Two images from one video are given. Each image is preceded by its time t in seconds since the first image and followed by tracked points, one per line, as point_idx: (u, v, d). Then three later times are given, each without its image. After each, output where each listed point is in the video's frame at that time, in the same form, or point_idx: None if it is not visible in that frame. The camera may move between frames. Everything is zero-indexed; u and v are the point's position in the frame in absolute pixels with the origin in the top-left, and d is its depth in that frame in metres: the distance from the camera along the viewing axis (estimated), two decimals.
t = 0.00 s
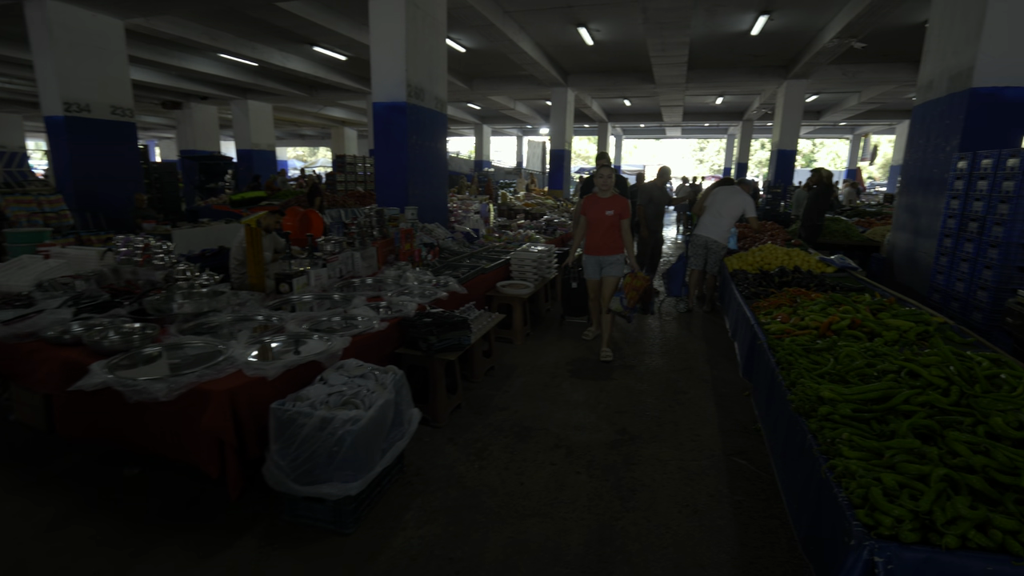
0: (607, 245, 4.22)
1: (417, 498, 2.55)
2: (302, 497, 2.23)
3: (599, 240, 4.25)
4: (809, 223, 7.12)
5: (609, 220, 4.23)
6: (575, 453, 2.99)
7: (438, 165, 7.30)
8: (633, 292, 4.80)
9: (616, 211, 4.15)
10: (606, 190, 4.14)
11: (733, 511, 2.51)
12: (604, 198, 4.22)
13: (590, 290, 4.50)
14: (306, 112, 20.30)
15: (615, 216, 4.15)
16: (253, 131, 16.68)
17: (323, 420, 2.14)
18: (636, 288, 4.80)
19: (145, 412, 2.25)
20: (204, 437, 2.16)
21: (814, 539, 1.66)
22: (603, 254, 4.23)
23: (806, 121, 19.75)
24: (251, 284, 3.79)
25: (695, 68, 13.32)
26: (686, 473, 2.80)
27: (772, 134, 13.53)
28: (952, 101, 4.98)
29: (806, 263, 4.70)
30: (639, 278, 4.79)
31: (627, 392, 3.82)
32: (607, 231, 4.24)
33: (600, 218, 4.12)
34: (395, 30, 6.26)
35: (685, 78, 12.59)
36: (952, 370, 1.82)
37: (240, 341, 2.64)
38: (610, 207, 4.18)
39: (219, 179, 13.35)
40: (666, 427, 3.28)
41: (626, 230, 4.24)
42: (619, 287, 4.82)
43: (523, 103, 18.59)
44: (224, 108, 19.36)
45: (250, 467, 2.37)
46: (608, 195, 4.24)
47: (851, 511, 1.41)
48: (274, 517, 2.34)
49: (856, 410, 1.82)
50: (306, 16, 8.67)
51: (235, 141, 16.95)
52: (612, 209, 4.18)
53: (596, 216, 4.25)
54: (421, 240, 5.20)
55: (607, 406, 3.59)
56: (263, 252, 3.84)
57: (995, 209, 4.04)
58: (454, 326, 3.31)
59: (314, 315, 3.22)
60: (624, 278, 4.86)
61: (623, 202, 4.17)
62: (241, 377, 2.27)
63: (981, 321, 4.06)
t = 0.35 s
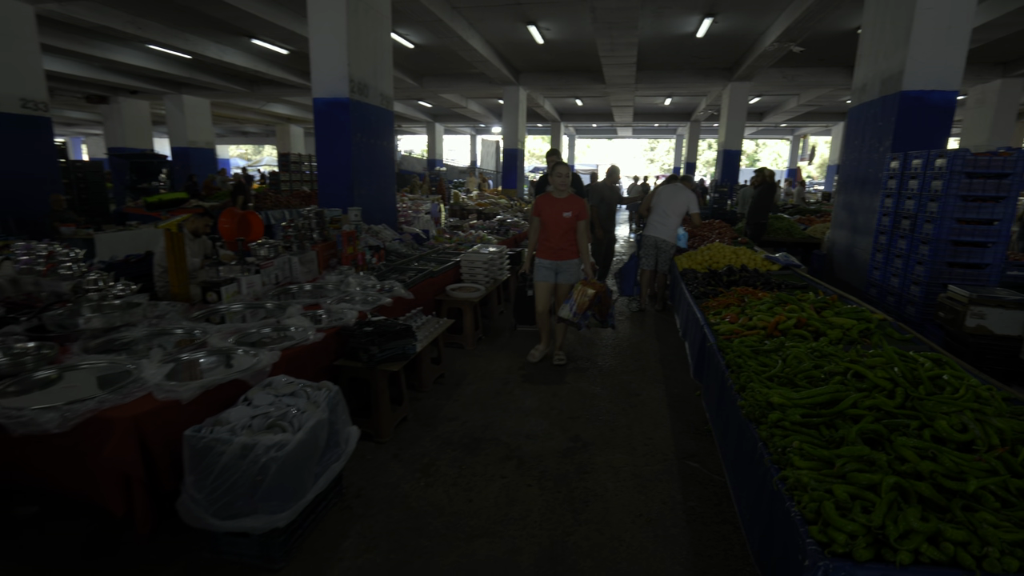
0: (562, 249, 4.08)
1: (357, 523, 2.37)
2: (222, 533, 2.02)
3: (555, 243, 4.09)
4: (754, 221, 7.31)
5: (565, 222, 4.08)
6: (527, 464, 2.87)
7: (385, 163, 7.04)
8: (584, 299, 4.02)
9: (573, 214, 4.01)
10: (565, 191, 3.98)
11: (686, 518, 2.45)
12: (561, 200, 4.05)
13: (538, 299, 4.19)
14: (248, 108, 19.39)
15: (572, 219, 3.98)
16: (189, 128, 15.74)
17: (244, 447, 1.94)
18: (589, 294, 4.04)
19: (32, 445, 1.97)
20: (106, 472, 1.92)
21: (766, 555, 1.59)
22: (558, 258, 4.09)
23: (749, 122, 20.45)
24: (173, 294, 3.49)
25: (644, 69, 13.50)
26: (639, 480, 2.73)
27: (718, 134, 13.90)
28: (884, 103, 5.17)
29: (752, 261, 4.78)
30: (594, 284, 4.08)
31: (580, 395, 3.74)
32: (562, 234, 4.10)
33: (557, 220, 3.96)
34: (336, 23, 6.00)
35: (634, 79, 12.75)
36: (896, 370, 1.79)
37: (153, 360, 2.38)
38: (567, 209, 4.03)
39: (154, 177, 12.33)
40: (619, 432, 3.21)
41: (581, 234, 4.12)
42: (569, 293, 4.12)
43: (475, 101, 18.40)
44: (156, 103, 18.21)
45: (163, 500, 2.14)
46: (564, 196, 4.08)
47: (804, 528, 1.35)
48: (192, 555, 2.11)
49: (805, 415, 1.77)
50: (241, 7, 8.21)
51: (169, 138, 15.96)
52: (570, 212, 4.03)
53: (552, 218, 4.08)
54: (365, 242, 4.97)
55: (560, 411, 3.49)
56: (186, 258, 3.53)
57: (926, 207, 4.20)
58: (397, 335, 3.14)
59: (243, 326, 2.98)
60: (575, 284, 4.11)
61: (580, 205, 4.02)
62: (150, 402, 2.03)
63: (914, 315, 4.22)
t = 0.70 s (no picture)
0: (516, 260, 3.58)
1: (293, 559, 2.17)
2: None
3: (506, 255, 3.56)
4: (704, 220, 7.42)
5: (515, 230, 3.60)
6: (480, 481, 2.74)
7: (331, 163, 6.75)
8: (538, 316, 3.87)
9: (525, 220, 3.56)
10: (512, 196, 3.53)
11: (644, 531, 2.37)
12: (510, 206, 3.56)
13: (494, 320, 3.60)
14: (185, 104, 18.36)
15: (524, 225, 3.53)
16: (119, 124, 14.74)
17: (156, 486, 1.72)
18: (543, 310, 3.89)
19: None
20: None
21: None
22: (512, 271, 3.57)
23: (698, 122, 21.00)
24: (85, 308, 3.16)
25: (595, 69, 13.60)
26: (596, 492, 2.65)
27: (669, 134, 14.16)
28: (825, 106, 5.32)
29: (704, 261, 4.81)
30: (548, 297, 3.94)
31: (536, 402, 3.64)
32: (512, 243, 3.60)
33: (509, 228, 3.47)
34: (273, 15, 5.68)
35: (586, 79, 12.82)
36: (850, 377, 1.75)
37: (53, 387, 2.12)
38: (517, 216, 3.56)
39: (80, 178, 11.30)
40: (575, 441, 3.12)
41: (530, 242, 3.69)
42: (521, 308, 3.93)
43: (428, 99, 18.09)
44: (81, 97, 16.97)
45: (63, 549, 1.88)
46: (511, 200, 3.58)
47: (767, 554, 1.27)
48: None
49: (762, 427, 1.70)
50: None
51: (97, 135, 14.88)
52: (520, 218, 3.56)
53: (500, 226, 3.55)
54: (307, 247, 4.71)
55: (515, 421, 3.37)
56: (100, 269, 3.21)
57: (866, 207, 4.32)
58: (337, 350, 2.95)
59: (164, 343, 2.72)
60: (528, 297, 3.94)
61: (528, 210, 3.61)
62: (45, 439, 1.79)
63: (858, 311, 4.34)
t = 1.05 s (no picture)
0: (455, 267, 3.22)
1: None
2: None
3: (445, 260, 3.24)
4: (657, 218, 7.48)
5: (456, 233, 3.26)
6: (431, 498, 2.57)
7: (271, 161, 6.39)
8: (503, 331, 3.68)
9: (465, 222, 3.19)
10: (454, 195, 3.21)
11: (603, 544, 2.27)
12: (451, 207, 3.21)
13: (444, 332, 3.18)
14: (114, 98, 17.16)
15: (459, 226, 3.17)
16: (38, 119, 13.59)
17: (40, 538, 1.48)
18: (505, 323, 3.69)
19: None
20: None
21: None
22: (450, 278, 3.22)
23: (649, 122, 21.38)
24: None
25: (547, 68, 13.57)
26: (553, 504, 2.53)
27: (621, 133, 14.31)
28: (770, 105, 5.42)
29: (657, 259, 4.80)
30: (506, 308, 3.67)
31: (490, 409, 3.50)
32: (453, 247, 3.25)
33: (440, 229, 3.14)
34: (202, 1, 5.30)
35: (539, 77, 12.77)
36: (809, 381, 1.68)
37: None
38: (457, 218, 3.20)
39: None
40: (531, 449, 2.99)
41: (476, 245, 3.27)
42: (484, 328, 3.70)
43: (378, 96, 17.62)
44: None
45: None
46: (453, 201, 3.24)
47: None
48: None
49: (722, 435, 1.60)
50: None
51: (12, 130, 13.67)
52: (461, 221, 3.20)
53: (437, 227, 3.23)
54: (243, 251, 4.39)
55: (469, 430, 3.22)
56: None
57: (812, 204, 4.40)
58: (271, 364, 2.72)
59: (68, 362, 2.42)
60: (486, 313, 3.69)
61: (473, 212, 3.24)
62: None
63: (806, 306, 4.41)
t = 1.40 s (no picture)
0: (401, 284, 2.55)
1: None
2: None
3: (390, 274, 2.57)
4: (619, 217, 7.46)
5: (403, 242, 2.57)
6: (386, 516, 2.41)
7: (217, 159, 6.04)
8: (471, 350, 3.32)
9: (412, 230, 2.50)
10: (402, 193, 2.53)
11: (568, 558, 2.15)
12: (394, 211, 2.52)
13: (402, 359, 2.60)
14: (49, 93, 16.09)
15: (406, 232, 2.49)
16: None
17: None
18: (471, 341, 3.30)
19: None
20: None
21: None
22: (396, 297, 2.55)
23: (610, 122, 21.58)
24: None
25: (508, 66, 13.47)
26: (516, 516, 2.41)
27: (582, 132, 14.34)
28: (728, 103, 5.45)
29: (620, 258, 4.74)
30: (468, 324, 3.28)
31: (450, 416, 3.34)
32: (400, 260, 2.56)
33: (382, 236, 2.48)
34: None
35: (499, 75, 12.66)
36: (778, 383, 1.60)
37: None
38: (401, 224, 2.51)
39: None
40: (493, 458, 2.86)
41: (429, 256, 2.58)
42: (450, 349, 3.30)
43: (335, 93, 17.15)
44: None
45: None
46: (398, 202, 2.55)
47: None
48: None
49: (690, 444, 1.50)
50: None
51: None
52: (406, 228, 2.51)
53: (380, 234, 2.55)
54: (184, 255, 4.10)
55: (427, 439, 3.06)
56: None
57: (770, 201, 4.42)
58: (208, 377, 2.49)
59: None
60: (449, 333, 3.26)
61: (423, 216, 2.55)
62: None
63: (767, 302, 4.44)
